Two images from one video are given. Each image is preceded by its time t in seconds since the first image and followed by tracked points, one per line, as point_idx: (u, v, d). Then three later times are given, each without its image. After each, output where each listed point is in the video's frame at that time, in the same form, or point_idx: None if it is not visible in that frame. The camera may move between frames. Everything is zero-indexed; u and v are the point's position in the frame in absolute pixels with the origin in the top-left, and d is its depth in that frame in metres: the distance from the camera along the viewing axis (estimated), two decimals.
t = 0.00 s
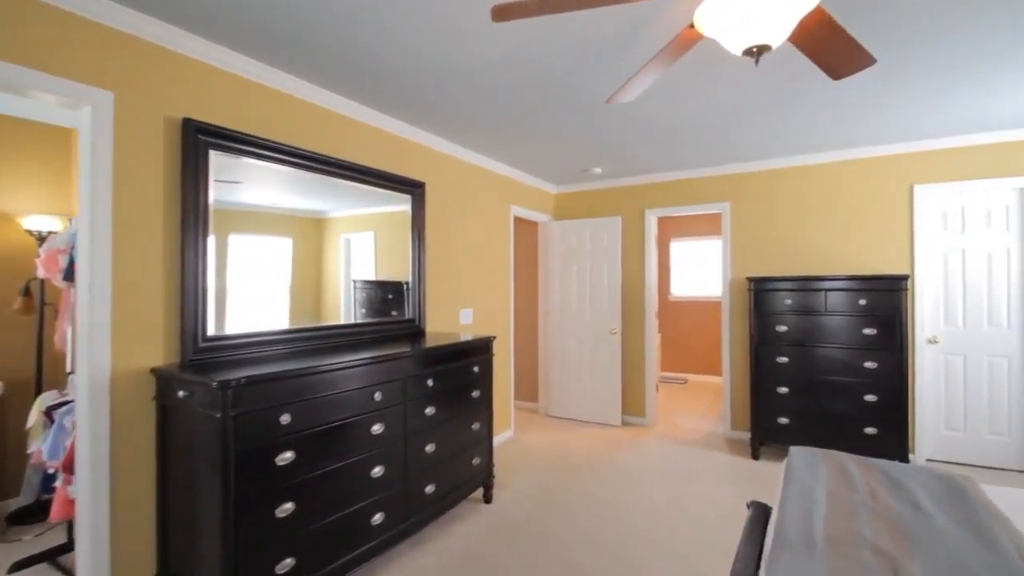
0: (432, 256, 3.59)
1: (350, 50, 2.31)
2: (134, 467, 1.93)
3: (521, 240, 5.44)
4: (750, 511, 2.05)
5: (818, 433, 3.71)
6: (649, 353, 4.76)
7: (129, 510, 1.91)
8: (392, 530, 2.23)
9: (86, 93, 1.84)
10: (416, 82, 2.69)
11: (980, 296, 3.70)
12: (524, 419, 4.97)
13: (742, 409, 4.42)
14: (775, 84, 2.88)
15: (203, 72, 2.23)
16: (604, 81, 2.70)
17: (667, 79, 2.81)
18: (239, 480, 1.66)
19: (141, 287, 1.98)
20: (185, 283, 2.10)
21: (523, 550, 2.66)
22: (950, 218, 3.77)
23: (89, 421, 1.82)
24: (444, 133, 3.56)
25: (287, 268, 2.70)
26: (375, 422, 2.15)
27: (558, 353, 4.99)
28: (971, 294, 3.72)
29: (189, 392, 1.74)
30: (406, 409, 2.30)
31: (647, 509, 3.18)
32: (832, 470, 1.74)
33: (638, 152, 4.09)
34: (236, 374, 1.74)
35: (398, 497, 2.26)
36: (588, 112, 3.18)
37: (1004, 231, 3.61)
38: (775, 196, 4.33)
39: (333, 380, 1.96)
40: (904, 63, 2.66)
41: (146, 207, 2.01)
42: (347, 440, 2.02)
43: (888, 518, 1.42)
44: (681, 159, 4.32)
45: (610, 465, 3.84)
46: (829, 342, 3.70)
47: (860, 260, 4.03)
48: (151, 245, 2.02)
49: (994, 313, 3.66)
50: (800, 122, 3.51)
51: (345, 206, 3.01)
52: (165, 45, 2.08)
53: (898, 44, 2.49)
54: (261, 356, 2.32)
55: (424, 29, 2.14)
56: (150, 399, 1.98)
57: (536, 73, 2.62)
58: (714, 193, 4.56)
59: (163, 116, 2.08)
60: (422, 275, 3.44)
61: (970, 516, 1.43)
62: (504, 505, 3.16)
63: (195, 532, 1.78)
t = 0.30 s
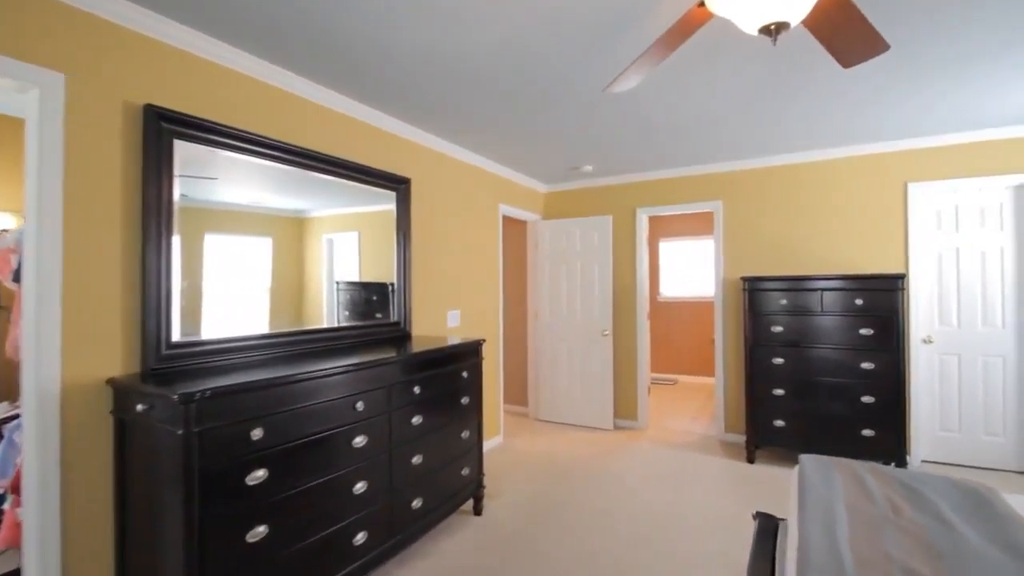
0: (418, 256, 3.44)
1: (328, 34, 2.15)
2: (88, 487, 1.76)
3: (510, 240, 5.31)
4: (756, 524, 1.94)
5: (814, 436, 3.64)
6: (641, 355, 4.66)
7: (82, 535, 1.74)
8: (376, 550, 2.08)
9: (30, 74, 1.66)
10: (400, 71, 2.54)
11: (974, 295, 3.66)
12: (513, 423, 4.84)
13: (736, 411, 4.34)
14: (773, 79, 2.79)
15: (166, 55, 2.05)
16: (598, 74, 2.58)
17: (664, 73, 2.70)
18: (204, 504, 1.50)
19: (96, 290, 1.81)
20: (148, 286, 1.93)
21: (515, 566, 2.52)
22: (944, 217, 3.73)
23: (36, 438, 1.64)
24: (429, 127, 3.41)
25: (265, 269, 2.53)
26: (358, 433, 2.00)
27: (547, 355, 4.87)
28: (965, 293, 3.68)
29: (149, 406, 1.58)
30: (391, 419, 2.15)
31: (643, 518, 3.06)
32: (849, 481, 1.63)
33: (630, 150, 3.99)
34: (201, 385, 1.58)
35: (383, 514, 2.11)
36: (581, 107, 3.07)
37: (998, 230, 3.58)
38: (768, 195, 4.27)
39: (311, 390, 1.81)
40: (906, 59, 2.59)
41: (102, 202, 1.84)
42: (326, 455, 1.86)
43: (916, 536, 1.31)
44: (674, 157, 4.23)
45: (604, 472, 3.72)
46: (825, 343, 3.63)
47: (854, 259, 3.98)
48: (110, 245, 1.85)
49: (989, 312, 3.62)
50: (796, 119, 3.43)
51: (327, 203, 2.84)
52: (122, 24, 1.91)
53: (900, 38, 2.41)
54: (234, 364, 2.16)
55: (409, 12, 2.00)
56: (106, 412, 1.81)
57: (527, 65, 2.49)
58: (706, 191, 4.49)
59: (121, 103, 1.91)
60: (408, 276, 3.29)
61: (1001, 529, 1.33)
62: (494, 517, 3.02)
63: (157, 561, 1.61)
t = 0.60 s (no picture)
0: (399, 257, 3.29)
1: (301, 16, 2.01)
2: (29, 514, 1.58)
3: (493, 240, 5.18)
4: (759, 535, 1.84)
5: (805, 438, 3.58)
6: (628, 358, 4.57)
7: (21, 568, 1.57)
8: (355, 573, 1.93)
9: None
10: (379, 60, 2.41)
11: (960, 294, 3.66)
12: (498, 429, 4.70)
13: (725, 413, 4.28)
14: (762, 76, 2.73)
15: (121, 37, 1.88)
16: (588, 66, 2.48)
17: (655, 68, 2.61)
18: (159, 533, 1.34)
19: (36, 295, 1.64)
20: (97, 290, 1.76)
21: None
22: (930, 215, 3.74)
23: None
24: (410, 121, 3.26)
25: (238, 272, 2.37)
26: (334, 448, 1.85)
27: (533, 358, 4.75)
28: (952, 292, 3.68)
29: (98, 424, 1.42)
30: (371, 431, 2.01)
31: (636, 528, 2.96)
32: (860, 493, 1.54)
33: (616, 147, 3.90)
34: (158, 399, 1.43)
35: (363, 533, 1.97)
36: (568, 102, 2.97)
37: (984, 229, 3.59)
38: (755, 195, 4.22)
39: (282, 402, 1.66)
40: (901, 56, 2.54)
41: (44, 199, 1.67)
42: (300, 472, 1.72)
43: (939, 551, 1.22)
44: (661, 155, 4.16)
45: (593, 479, 3.62)
46: (815, 343, 3.58)
47: (843, 259, 3.94)
48: (54, 245, 1.68)
49: (975, 311, 3.62)
50: (786, 117, 3.38)
51: (303, 201, 2.69)
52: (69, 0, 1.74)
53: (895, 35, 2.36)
54: (199, 374, 1.99)
55: None
56: (50, 430, 1.64)
57: (514, 56, 2.38)
58: (694, 191, 4.43)
59: (69, 87, 1.73)
60: (390, 278, 3.15)
61: None
62: (480, 531, 2.89)
63: None
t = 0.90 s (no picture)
0: (376, 256, 3.14)
1: None
2: None
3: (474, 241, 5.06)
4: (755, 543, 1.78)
5: (790, 440, 3.55)
6: (612, 360, 4.50)
7: None
8: None
9: None
10: (355, 47, 2.28)
11: (939, 294, 3.69)
12: (480, 434, 4.58)
13: (710, 415, 4.24)
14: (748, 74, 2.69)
15: (67, 14, 1.73)
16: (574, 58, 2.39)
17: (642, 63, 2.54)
18: (104, 566, 1.19)
19: None
20: (37, 291, 1.60)
21: None
22: (910, 215, 3.77)
23: None
24: (387, 114, 3.13)
25: (206, 274, 2.21)
26: (307, 462, 1.71)
27: (516, 361, 4.65)
28: (931, 292, 3.71)
29: (35, 444, 1.26)
30: (346, 443, 1.88)
31: (623, 535, 2.87)
32: (863, 499, 1.48)
33: (599, 146, 3.84)
34: (104, 414, 1.28)
35: (338, 554, 1.83)
36: (552, 96, 2.88)
37: (961, 229, 3.64)
38: (738, 195, 4.20)
39: (247, 414, 1.52)
40: (886, 55, 2.53)
41: None
42: (268, 490, 1.58)
43: (955, 562, 1.16)
44: (644, 155, 4.12)
45: (579, 485, 3.53)
46: (799, 344, 3.55)
47: (824, 260, 3.95)
48: None
49: (953, 311, 3.66)
50: (769, 117, 3.36)
51: (275, 198, 2.54)
52: None
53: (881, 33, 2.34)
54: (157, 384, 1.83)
55: None
56: None
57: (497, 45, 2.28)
58: (677, 191, 4.39)
59: (6, 67, 1.57)
60: (367, 280, 3.01)
61: None
62: (463, 543, 2.76)
63: None
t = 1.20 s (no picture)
0: (352, 254, 2.98)
1: None
2: None
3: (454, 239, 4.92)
4: (753, 554, 1.72)
5: (775, 440, 3.52)
6: (596, 360, 4.42)
7: None
8: None
9: None
10: (329, 28, 2.13)
11: (919, 293, 3.71)
12: (461, 438, 4.45)
13: (695, 415, 4.19)
14: (739, 70, 2.62)
15: None
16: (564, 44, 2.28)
17: (632, 56, 2.45)
18: None
19: None
20: None
21: None
22: (892, 215, 3.78)
23: None
24: (364, 104, 2.97)
25: (168, 274, 2.05)
26: (276, 478, 1.57)
27: (497, 362, 4.53)
28: (912, 291, 3.73)
29: None
30: (320, 455, 1.74)
31: (611, 541, 2.78)
32: (873, 511, 1.41)
33: (584, 142, 3.75)
34: (38, 431, 1.13)
35: None
36: (538, 87, 2.77)
37: (941, 228, 3.66)
38: (722, 193, 4.16)
39: (207, 427, 1.38)
40: (876, 53, 2.49)
41: None
42: (232, 511, 1.43)
43: None
44: (629, 151, 4.04)
45: (563, 489, 3.43)
46: (784, 344, 3.52)
47: (808, 258, 3.93)
48: None
49: (933, 309, 3.68)
50: (755, 115, 3.32)
51: (245, 191, 2.37)
52: None
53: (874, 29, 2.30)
54: (108, 394, 1.65)
55: None
56: None
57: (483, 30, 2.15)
58: (661, 188, 4.33)
59: None
60: (342, 278, 2.85)
61: None
62: (446, 555, 2.63)
63: None
